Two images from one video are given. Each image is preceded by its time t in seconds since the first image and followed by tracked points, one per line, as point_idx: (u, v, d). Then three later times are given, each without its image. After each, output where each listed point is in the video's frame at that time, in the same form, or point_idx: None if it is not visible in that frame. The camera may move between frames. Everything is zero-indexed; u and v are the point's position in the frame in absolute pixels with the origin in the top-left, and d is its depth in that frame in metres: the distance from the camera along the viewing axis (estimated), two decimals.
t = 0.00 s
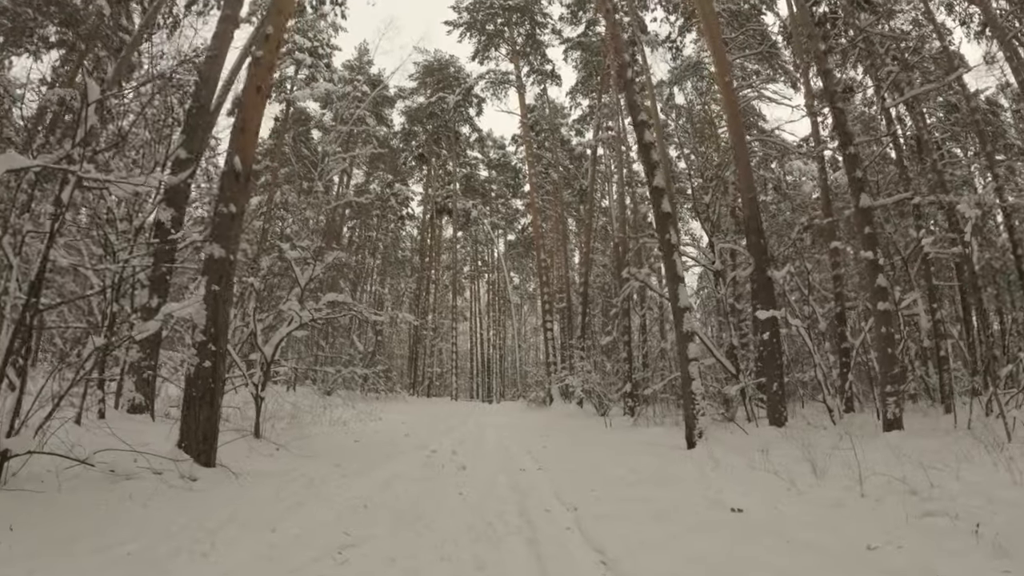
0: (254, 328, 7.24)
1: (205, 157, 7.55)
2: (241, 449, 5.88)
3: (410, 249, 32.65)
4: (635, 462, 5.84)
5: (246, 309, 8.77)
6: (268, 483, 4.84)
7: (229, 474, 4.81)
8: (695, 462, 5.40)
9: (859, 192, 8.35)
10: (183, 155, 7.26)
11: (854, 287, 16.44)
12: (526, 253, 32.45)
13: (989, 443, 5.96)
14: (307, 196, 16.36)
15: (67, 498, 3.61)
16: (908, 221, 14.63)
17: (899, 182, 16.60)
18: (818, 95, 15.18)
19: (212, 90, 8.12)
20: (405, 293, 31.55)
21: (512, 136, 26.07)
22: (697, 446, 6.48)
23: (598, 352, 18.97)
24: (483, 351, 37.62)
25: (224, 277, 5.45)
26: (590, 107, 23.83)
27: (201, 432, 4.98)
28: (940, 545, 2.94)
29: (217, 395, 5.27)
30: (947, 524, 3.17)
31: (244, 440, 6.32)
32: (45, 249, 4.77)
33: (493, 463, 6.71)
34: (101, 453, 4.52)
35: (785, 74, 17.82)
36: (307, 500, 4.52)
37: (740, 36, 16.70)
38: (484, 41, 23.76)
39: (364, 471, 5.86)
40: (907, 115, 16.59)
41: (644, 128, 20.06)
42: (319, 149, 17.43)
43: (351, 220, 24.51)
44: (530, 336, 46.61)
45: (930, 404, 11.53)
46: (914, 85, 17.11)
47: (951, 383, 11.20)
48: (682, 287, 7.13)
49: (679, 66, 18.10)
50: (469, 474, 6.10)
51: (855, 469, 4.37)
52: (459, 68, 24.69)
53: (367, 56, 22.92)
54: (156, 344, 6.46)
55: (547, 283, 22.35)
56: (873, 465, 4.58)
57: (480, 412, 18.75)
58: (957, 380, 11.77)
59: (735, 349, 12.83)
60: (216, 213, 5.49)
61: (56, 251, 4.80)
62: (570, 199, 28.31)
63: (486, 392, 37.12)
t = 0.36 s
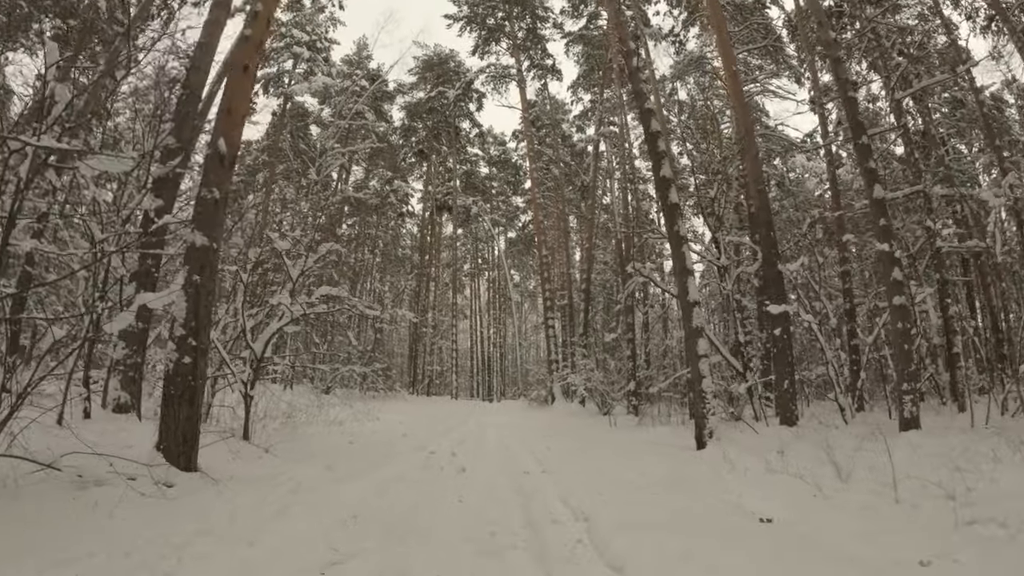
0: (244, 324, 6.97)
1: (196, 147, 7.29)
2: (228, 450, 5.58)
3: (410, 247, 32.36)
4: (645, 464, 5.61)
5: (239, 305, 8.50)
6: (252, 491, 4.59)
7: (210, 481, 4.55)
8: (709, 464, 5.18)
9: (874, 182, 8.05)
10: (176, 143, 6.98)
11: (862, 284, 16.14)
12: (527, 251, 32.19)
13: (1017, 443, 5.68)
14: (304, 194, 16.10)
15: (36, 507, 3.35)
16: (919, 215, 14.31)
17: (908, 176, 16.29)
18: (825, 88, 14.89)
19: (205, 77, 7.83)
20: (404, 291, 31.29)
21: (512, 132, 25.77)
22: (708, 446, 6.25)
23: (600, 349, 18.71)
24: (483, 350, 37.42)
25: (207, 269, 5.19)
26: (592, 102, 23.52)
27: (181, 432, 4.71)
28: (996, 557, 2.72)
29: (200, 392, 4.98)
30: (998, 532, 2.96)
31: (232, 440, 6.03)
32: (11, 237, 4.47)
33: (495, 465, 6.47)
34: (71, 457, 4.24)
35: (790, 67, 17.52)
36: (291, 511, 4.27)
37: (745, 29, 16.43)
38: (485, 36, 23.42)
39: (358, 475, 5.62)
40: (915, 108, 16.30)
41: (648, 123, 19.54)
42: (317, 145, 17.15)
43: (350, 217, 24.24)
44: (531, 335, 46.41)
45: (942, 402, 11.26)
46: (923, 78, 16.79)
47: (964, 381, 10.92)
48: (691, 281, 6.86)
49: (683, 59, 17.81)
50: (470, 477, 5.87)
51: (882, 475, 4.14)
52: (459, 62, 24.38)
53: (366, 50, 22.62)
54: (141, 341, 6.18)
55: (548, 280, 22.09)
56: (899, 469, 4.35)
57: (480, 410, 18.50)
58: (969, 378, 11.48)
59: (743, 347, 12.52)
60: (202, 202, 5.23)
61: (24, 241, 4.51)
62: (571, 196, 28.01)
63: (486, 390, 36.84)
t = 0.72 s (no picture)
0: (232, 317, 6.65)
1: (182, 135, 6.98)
2: (215, 451, 5.26)
3: (408, 244, 32.06)
4: (656, 464, 5.33)
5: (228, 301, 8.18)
6: (233, 494, 4.31)
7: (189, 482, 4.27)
8: (725, 463, 4.91)
9: (888, 170, 7.78)
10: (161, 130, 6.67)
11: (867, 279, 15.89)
12: (526, 248, 31.92)
13: None
14: (301, 189, 15.80)
15: None
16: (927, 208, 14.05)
17: (914, 170, 16.05)
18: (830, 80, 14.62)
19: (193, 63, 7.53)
20: (403, 289, 31.00)
21: (511, 127, 25.49)
22: (720, 444, 5.98)
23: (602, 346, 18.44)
24: (482, 348, 37.13)
25: (188, 253, 4.91)
26: (592, 97, 23.24)
27: (158, 429, 4.40)
28: None
29: (179, 388, 4.68)
30: None
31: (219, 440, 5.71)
32: None
33: (497, 466, 6.17)
34: (34, 458, 3.92)
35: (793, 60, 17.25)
36: (274, 519, 3.97)
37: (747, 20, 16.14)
38: (484, 30, 23.04)
39: (352, 478, 5.33)
40: (921, 100, 16.02)
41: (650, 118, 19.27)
42: (313, 139, 16.86)
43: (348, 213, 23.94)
44: (530, 333, 46.18)
45: (952, 398, 11.02)
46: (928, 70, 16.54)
47: (976, 376, 10.66)
48: (701, 273, 6.58)
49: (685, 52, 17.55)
50: (471, 479, 5.58)
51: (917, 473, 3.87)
52: (457, 57, 24.09)
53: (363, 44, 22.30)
54: (125, 336, 5.89)
55: (549, 277, 21.81)
56: (932, 467, 4.08)
57: (480, 409, 18.23)
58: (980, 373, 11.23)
59: (749, 343, 12.24)
60: (183, 183, 4.94)
61: None
62: (571, 192, 27.74)
63: (486, 389, 36.54)
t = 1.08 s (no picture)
0: (218, 315, 6.36)
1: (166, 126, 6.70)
2: (195, 462, 4.98)
3: (407, 245, 31.77)
4: (668, 474, 5.05)
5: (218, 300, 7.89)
6: (207, 512, 4.04)
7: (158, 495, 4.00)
8: (743, 473, 4.63)
9: (902, 165, 7.52)
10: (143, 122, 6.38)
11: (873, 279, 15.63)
12: (525, 249, 31.64)
13: None
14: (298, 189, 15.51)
15: None
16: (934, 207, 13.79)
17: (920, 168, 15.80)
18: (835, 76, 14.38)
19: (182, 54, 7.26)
20: (401, 290, 30.70)
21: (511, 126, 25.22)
22: (733, 451, 5.70)
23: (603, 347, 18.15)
24: (482, 349, 36.84)
25: (164, 246, 4.65)
26: (592, 95, 22.98)
27: (130, 437, 4.13)
28: None
29: (153, 391, 4.40)
30: None
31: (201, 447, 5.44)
32: None
33: (499, 476, 5.88)
34: None
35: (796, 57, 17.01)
36: (259, 538, 3.69)
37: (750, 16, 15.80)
38: (483, 27, 22.81)
39: (346, 490, 5.05)
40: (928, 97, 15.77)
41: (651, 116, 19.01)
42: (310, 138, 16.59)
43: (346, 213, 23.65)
44: (530, 334, 45.86)
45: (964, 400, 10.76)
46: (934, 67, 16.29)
47: (989, 377, 10.40)
48: (711, 270, 6.33)
49: (687, 48, 17.28)
50: (474, 490, 5.30)
51: (954, 485, 3.61)
52: (456, 55, 23.83)
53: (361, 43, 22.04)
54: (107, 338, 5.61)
55: (549, 277, 21.53)
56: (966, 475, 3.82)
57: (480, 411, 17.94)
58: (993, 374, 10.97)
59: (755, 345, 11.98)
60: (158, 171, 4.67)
61: None
62: (571, 192, 27.47)
63: (485, 391, 36.21)
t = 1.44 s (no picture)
0: (198, 303, 6.04)
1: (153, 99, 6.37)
2: (162, 462, 4.66)
3: (403, 243, 31.46)
4: (678, 474, 4.76)
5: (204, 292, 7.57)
6: (167, 514, 3.70)
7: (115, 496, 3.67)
8: (761, 472, 4.35)
9: (917, 150, 7.24)
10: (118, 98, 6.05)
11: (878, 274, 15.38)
12: (523, 246, 31.34)
13: None
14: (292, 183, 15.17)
15: None
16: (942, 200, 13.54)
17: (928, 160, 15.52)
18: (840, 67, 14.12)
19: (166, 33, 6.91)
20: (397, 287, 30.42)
21: (509, 122, 24.90)
22: (743, 448, 5.42)
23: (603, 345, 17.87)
24: (479, 348, 36.55)
25: (130, 222, 4.32)
26: (591, 90, 22.68)
27: (87, 432, 3.84)
28: None
29: (116, 379, 4.10)
30: None
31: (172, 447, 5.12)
32: None
33: (497, 477, 5.59)
34: None
35: (798, 50, 16.80)
36: (241, 548, 3.38)
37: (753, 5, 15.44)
38: (480, 21, 22.48)
39: (335, 493, 4.76)
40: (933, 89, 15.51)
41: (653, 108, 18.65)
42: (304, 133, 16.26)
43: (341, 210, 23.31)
44: (528, 333, 45.64)
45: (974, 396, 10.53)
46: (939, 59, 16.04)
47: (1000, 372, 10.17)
48: (721, 258, 6.08)
49: (688, 41, 17.04)
50: (471, 493, 5.01)
51: (999, 485, 3.32)
52: (454, 49, 23.50)
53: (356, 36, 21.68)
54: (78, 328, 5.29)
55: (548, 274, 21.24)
56: (1008, 473, 3.55)
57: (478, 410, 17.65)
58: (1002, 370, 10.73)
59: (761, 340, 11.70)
60: (124, 138, 4.36)
61: None
62: (569, 189, 27.17)
63: (482, 389, 35.97)
